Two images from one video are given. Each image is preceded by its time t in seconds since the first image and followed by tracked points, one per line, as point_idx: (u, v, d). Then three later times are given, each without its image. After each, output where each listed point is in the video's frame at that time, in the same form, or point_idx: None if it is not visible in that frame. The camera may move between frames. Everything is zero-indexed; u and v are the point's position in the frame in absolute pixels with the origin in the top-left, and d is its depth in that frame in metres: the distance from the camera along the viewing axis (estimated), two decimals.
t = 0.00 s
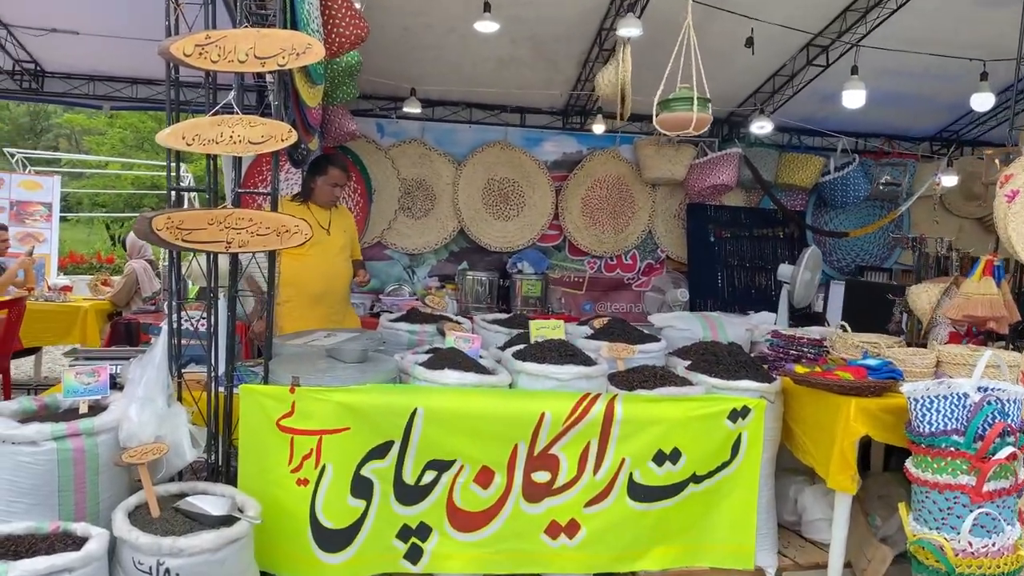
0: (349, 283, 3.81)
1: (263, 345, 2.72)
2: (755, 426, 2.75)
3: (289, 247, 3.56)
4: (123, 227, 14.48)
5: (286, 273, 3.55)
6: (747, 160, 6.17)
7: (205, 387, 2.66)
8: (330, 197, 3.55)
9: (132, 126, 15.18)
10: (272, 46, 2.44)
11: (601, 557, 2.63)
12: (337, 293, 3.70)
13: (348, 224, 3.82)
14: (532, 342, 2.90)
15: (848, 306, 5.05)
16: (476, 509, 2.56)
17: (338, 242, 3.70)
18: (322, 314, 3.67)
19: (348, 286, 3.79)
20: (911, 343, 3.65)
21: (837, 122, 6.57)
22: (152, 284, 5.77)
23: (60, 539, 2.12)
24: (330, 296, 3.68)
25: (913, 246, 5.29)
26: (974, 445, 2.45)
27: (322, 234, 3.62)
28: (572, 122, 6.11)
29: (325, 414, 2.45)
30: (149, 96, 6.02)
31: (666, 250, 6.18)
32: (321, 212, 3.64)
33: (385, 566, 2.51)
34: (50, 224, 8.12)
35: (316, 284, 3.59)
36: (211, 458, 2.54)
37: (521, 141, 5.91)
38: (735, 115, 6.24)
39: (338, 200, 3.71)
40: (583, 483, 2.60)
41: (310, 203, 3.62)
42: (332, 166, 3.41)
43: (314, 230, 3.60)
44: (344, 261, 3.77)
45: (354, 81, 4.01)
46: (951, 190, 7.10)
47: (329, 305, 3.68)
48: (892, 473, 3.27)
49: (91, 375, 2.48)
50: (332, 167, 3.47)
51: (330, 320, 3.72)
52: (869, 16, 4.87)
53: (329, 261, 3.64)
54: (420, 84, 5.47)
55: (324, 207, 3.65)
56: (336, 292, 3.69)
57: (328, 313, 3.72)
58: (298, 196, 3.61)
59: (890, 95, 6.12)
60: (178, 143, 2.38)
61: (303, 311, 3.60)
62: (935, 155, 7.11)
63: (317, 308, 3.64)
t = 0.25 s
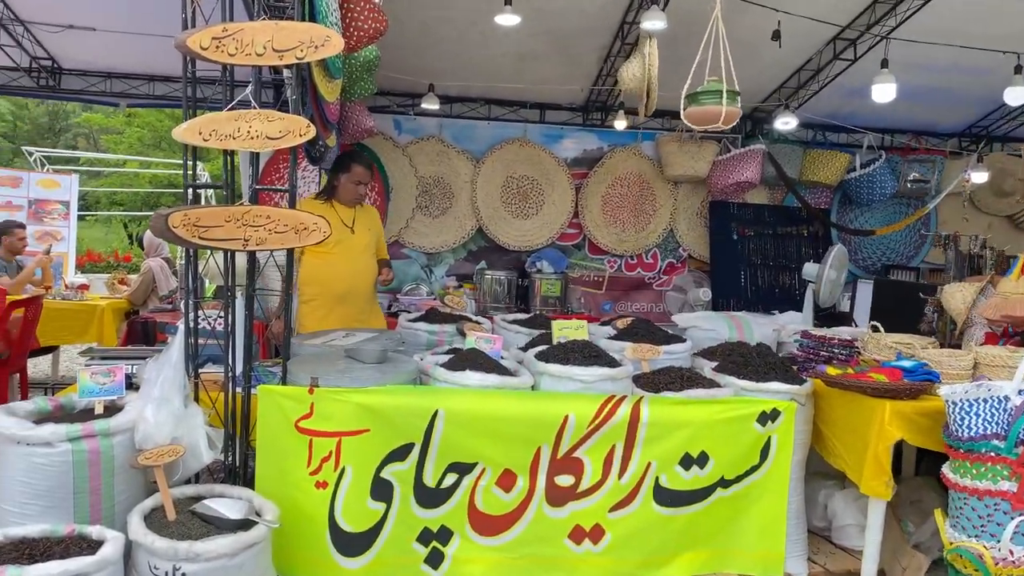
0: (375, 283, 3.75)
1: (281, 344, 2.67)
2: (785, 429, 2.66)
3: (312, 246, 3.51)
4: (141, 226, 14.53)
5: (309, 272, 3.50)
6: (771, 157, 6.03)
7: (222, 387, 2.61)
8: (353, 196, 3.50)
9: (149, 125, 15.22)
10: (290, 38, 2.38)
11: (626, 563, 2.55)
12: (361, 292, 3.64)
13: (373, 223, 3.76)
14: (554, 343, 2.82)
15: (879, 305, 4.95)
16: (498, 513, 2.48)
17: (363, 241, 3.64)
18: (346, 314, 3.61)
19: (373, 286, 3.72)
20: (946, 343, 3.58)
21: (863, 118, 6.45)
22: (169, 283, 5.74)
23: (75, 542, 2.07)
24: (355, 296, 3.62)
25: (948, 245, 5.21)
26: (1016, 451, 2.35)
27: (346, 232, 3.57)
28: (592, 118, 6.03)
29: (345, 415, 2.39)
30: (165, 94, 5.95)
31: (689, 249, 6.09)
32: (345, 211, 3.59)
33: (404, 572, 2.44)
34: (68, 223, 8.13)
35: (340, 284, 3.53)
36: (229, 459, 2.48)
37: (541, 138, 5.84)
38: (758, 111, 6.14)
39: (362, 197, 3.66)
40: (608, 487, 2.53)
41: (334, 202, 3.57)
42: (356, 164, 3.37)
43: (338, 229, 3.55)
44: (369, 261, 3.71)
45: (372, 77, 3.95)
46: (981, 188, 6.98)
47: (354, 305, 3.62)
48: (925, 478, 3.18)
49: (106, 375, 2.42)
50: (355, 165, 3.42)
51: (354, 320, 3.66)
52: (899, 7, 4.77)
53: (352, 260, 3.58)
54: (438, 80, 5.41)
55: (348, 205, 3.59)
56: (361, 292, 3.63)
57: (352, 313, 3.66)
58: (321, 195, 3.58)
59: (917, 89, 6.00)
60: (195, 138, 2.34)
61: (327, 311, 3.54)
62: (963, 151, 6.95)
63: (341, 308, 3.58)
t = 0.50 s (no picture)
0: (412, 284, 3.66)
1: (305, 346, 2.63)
2: (819, 433, 2.59)
3: (345, 245, 3.48)
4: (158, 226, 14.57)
5: (342, 271, 3.47)
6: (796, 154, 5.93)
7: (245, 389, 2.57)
8: (386, 195, 3.48)
9: (166, 124, 15.26)
10: (314, 33, 2.33)
11: (656, 570, 2.49)
12: (397, 293, 3.56)
13: (411, 223, 3.70)
14: (581, 344, 2.75)
15: (908, 306, 4.85)
16: (525, 518, 2.42)
17: (398, 240, 3.57)
18: (381, 315, 3.54)
19: (410, 288, 3.64)
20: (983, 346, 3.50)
21: (891, 114, 6.34)
22: (187, 282, 5.72)
23: (97, 547, 2.03)
24: (390, 297, 3.54)
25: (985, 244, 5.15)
26: None
27: (380, 231, 3.51)
28: (614, 116, 5.94)
29: (369, 418, 2.34)
30: (185, 92, 5.96)
31: (712, 249, 6.02)
32: (379, 210, 3.54)
33: None
34: (87, 223, 8.15)
35: (373, 284, 3.47)
36: (252, 462, 2.44)
37: (562, 136, 5.77)
38: (782, 108, 6.06)
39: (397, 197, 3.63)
40: (638, 492, 2.46)
41: (369, 201, 3.53)
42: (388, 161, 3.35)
43: (371, 228, 3.50)
44: (406, 261, 3.64)
45: (393, 74, 3.90)
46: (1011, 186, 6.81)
47: (389, 306, 3.55)
48: (961, 483, 3.10)
49: (127, 376, 2.39)
50: (387, 162, 3.43)
51: (391, 322, 3.59)
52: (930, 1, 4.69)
53: (387, 259, 3.50)
54: (458, 77, 5.36)
55: (383, 204, 3.55)
56: (397, 293, 3.55)
57: (388, 314, 3.59)
58: (357, 195, 3.56)
59: (944, 85, 5.89)
60: (217, 136, 2.30)
61: (360, 311, 3.49)
62: (992, 148, 6.79)
63: (376, 309, 3.52)
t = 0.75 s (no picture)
0: (452, 285, 3.65)
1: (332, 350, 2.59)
2: (858, 440, 2.52)
3: (385, 245, 3.49)
4: (175, 226, 14.61)
5: (382, 272, 3.48)
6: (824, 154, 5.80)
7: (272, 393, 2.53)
8: (427, 195, 3.42)
9: (183, 125, 15.30)
10: (343, 31, 2.29)
11: None
12: (436, 295, 3.57)
13: (454, 223, 3.66)
14: (613, 347, 2.70)
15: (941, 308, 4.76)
16: (556, 527, 2.35)
17: (438, 242, 3.55)
18: (419, 316, 3.56)
19: (451, 288, 3.63)
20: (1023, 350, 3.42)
21: (918, 113, 6.23)
22: (207, 283, 5.69)
23: (124, 555, 1.98)
24: (429, 299, 3.54)
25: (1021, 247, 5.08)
26: None
27: (420, 233, 3.49)
28: (639, 115, 5.83)
29: (399, 423, 2.28)
30: (205, 92, 5.95)
31: (737, 249, 5.94)
32: (420, 210, 3.52)
33: None
34: (105, 223, 8.17)
35: (411, 285, 3.48)
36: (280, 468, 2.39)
37: (584, 135, 5.71)
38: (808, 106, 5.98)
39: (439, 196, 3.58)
40: (673, 501, 2.40)
41: (411, 202, 3.51)
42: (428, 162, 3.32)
43: (411, 229, 3.49)
44: (446, 262, 3.63)
45: (416, 73, 3.85)
46: None
47: (428, 307, 3.55)
48: (1002, 492, 3.02)
49: (154, 380, 2.36)
50: (427, 162, 3.36)
51: (430, 322, 3.60)
52: None
53: (426, 261, 3.49)
54: (480, 76, 5.31)
55: (425, 205, 3.52)
56: (436, 294, 3.55)
57: (429, 315, 3.60)
58: (399, 194, 3.53)
59: (974, 83, 5.78)
60: (244, 136, 2.25)
61: (398, 311, 3.51)
62: None
63: (415, 310, 3.53)
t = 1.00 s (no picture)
0: (489, 290, 3.63)
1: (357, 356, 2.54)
2: (896, 449, 2.45)
3: (423, 247, 3.52)
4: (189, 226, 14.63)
5: (416, 274, 3.52)
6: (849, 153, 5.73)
7: (297, 400, 2.48)
8: (464, 199, 3.38)
9: (198, 125, 15.31)
10: (370, 31, 2.24)
11: None
12: (471, 299, 3.56)
13: (494, 227, 3.63)
14: (642, 353, 2.64)
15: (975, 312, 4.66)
16: (588, 538, 2.29)
17: (474, 246, 3.54)
18: (453, 319, 3.56)
19: (486, 294, 3.61)
20: None
21: (944, 113, 6.13)
22: (225, 284, 5.65)
23: (148, 567, 1.94)
24: (464, 302, 3.55)
25: None
26: None
27: (455, 236, 3.50)
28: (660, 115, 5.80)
29: (427, 432, 2.23)
30: (224, 92, 5.93)
31: (760, 250, 5.86)
32: (458, 213, 3.51)
33: None
34: (122, 223, 8.19)
35: (442, 289, 3.49)
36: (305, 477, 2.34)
37: (605, 136, 5.65)
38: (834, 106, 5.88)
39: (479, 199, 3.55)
40: (706, 512, 2.34)
41: (450, 204, 3.51)
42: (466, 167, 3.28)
43: (447, 232, 3.50)
44: (484, 266, 3.61)
45: (438, 73, 3.81)
46: None
47: (461, 311, 3.55)
48: None
49: (177, 387, 2.31)
50: (466, 166, 3.32)
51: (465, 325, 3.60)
52: None
53: (459, 266, 3.50)
54: (500, 75, 5.26)
55: (464, 208, 3.51)
56: (468, 299, 3.54)
57: (463, 319, 3.59)
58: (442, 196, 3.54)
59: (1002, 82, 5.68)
60: (270, 138, 2.20)
61: (431, 314, 3.54)
62: None
63: (449, 312, 3.55)
